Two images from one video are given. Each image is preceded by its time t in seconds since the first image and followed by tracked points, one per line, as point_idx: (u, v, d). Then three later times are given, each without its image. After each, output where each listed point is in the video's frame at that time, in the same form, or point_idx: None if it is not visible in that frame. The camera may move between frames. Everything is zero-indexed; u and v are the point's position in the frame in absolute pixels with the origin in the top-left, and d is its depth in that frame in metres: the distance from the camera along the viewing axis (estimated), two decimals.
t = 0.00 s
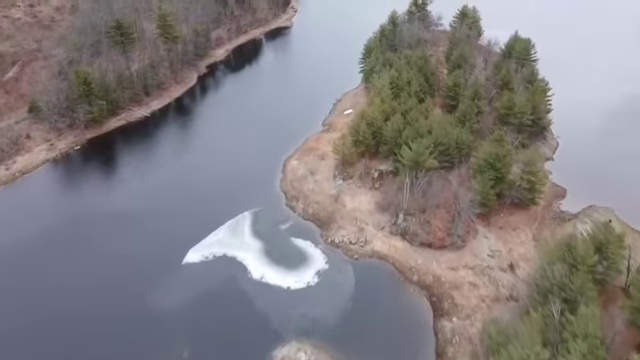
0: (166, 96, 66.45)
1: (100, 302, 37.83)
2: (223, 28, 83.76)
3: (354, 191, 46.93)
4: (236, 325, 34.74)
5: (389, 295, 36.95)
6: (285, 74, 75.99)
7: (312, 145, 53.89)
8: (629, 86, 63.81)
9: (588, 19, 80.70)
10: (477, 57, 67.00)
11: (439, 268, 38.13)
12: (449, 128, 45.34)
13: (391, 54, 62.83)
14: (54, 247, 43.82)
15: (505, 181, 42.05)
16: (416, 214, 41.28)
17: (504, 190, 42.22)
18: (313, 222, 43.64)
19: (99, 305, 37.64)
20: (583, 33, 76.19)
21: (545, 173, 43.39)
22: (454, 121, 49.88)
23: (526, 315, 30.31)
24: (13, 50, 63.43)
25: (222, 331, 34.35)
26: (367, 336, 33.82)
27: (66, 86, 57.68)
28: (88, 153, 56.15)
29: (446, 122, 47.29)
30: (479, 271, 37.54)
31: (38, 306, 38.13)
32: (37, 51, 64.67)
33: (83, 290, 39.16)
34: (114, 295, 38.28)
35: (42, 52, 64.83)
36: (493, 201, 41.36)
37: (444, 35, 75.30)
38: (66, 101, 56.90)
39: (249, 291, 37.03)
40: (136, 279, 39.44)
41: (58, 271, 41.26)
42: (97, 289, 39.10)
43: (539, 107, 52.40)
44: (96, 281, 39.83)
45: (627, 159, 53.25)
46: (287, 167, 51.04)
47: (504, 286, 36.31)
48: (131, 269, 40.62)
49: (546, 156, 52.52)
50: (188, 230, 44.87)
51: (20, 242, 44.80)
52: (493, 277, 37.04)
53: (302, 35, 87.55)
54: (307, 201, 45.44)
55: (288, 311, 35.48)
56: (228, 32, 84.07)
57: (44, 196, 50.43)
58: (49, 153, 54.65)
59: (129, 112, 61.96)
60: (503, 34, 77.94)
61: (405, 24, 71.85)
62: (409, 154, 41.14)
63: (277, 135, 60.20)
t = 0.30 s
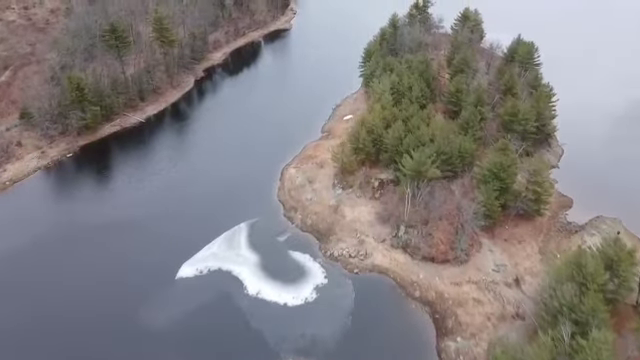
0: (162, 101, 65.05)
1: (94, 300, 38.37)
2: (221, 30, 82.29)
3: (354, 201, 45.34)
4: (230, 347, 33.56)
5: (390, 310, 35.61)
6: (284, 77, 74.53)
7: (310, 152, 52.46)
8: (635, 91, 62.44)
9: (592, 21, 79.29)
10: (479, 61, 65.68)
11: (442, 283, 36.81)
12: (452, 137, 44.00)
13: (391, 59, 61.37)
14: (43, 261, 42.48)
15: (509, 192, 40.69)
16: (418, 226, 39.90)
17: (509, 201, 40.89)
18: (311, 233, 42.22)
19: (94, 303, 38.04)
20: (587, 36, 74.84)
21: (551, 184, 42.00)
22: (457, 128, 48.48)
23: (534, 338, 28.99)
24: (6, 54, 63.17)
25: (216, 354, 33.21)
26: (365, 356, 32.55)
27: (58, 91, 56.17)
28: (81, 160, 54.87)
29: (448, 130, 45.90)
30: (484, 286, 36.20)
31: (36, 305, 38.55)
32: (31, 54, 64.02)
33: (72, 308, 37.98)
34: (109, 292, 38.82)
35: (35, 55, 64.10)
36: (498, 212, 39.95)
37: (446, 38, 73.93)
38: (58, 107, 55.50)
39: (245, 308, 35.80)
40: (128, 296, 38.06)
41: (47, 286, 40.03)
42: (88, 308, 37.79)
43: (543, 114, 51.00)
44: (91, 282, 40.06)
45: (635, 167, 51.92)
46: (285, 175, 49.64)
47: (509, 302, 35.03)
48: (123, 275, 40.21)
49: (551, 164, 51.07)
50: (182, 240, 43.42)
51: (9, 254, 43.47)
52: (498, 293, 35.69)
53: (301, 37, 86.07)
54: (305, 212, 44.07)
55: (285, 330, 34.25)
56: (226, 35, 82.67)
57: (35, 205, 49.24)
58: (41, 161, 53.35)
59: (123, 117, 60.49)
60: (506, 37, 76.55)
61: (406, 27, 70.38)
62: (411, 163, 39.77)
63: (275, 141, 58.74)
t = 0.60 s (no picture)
0: (158, 106, 63.73)
1: (93, 295, 38.49)
2: (218, 33, 80.81)
3: (353, 213, 43.80)
4: None
5: (390, 328, 34.34)
6: (283, 82, 73.17)
7: (309, 160, 51.08)
8: None
9: (596, 27, 78.08)
10: (482, 66, 64.42)
11: (445, 300, 35.58)
12: (455, 146, 42.63)
13: (391, 63, 59.99)
14: (32, 273, 41.02)
15: (515, 204, 39.36)
16: (419, 239, 38.53)
17: (514, 212, 39.53)
18: (309, 246, 40.83)
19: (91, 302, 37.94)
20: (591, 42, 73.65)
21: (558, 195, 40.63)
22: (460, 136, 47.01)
23: None
24: None
25: None
26: None
27: (49, 97, 54.70)
28: (74, 168, 53.60)
29: (451, 139, 44.52)
30: (488, 304, 34.93)
31: (35, 305, 38.23)
32: (23, 58, 63.26)
33: (61, 329, 36.09)
34: (109, 291, 38.64)
35: (28, 58, 63.39)
36: (503, 225, 38.58)
37: (447, 41, 72.55)
38: (49, 114, 53.94)
39: (239, 326, 34.49)
40: (120, 311, 36.72)
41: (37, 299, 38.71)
42: (78, 326, 36.15)
43: (548, 121, 49.60)
44: (87, 287, 39.35)
45: None
46: (282, 184, 48.26)
47: (516, 321, 33.77)
48: (123, 275, 39.96)
49: (557, 172, 49.68)
50: (176, 250, 42.19)
51: None
52: (504, 311, 34.42)
53: (300, 40, 84.72)
54: (303, 223, 42.71)
55: (281, 350, 32.96)
56: (223, 37, 81.22)
57: (27, 213, 47.98)
58: (32, 169, 51.99)
59: (118, 124, 59.26)
60: (509, 41, 75.18)
61: (407, 30, 68.94)
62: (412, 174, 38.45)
63: (273, 148, 57.41)
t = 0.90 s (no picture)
0: (153, 111, 62.28)
1: (93, 298, 37.88)
2: (215, 36, 79.33)
3: (353, 224, 42.40)
4: None
5: (392, 347, 33.08)
6: (281, 86, 71.78)
7: (307, 169, 49.74)
8: None
9: (599, 31, 76.84)
10: (484, 71, 63.08)
11: (448, 318, 34.27)
12: (457, 154, 41.24)
13: (392, 68, 58.57)
14: (20, 286, 39.58)
15: (520, 216, 37.93)
16: (421, 253, 37.14)
17: (519, 225, 38.07)
18: (307, 260, 39.44)
19: (89, 303, 37.60)
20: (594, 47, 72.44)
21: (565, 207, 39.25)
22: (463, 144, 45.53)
23: None
24: None
25: None
26: None
27: (41, 104, 53.53)
28: (66, 176, 52.23)
29: (453, 148, 43.07)
30: (494, 323, 33.70)
31: (36, 301, 38.17)
32: (15, 62, 62.26)
33: (49, 346, 34.73)
34: (108, 291, 38.35)
35: (21, 63, 62.37)
36: (508, 238, 37.16)
37: (449, 44, 71.18)
38: (41, 121, 52.76)
39: (233, 345, 33.12)
40: (110, 329, 35.25)
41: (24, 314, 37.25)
42: (68, 348, 34.41)
43: (554, 128, 48.13)
44: (77, 301, 37.95)
45: None
46: (280, 194, 46.83)
47: (523, 341, 32.60)
48: (123, 275, 39.65)
49: (563, 181, 48.24)
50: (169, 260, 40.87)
51: None
52: (510, 330, 33.22)
53: (299, 43, 83.36)
54: (301, 236, 41.32)
55: None
56: (220, 40, 79.73)
57: (17, 222, 46.64)
58: (22, 177, 50.60)
59: (111, 130, 57.79)
60: (511, 44, 73.80)
61: (407, 33, 67.54)
62: (414, 185, 37.10)
63: (270, 155, 56.06)
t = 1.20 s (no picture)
0: (148, 117, 60.79)
1: (94, 304, 37.40)
2: (212, 39, 77.74)
3: (352, 236, 40.95)
4: None
5: None
6: (280, 91, 70.42)
7: (305, 177, 48.33)
8: None
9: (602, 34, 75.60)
10: (487, 76, 61.75)
11: (452, 337, 33.03)
12: (460, 164, 39.90)
13: (393, 73, 57.14)
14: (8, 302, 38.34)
15: (525, 229, 36.52)
16: (423, 267, 35.73)
17: (524, 239, 36.68)
18: (304, 275, 38.13)
19: (88, 313, 36.81)
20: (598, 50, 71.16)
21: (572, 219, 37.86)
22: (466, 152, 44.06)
23: None
24: None
25: None
26: None
27: (32, 111, 52.21)
28: (58, 185, 50.88)
29: (455, 157, 41.66)
30: (498, 343, 32.61)
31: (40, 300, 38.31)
32: (7, 67, 60.66)
33: None
34: (110, 296, 38.03)
35: (13, 67, 60.70)
36: (513, 252, 35.82)
37: (450, 47, 69.79)
38: (31, 128, 51.29)
39: None
40: (102, 347, 34.26)
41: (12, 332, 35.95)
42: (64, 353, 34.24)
43: (559, 136, 46.65)
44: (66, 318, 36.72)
45: None
46: (276, 205, 45.30)
47: None
48: (125, 281, 39.28)
49: (568, 191, 46.83)
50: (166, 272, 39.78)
51: None
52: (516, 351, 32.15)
53: (298, 46, 81.93)
54: (298, 249, 39.90)
55: None
56: (217, 43, 78.10)
57: (6, 233, 45.35)
58: (12, 186, 49.32)
59: (105, 137, 56.37)
60: (514, 48, 72.39)
61: (408, 37, 66.16)
62: (416, 197, 35.78)
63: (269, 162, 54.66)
